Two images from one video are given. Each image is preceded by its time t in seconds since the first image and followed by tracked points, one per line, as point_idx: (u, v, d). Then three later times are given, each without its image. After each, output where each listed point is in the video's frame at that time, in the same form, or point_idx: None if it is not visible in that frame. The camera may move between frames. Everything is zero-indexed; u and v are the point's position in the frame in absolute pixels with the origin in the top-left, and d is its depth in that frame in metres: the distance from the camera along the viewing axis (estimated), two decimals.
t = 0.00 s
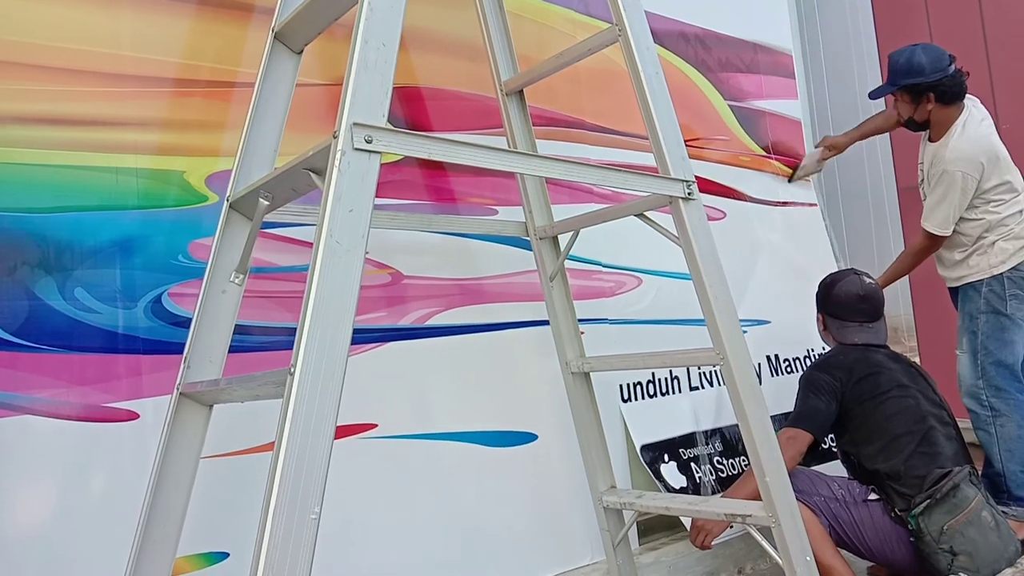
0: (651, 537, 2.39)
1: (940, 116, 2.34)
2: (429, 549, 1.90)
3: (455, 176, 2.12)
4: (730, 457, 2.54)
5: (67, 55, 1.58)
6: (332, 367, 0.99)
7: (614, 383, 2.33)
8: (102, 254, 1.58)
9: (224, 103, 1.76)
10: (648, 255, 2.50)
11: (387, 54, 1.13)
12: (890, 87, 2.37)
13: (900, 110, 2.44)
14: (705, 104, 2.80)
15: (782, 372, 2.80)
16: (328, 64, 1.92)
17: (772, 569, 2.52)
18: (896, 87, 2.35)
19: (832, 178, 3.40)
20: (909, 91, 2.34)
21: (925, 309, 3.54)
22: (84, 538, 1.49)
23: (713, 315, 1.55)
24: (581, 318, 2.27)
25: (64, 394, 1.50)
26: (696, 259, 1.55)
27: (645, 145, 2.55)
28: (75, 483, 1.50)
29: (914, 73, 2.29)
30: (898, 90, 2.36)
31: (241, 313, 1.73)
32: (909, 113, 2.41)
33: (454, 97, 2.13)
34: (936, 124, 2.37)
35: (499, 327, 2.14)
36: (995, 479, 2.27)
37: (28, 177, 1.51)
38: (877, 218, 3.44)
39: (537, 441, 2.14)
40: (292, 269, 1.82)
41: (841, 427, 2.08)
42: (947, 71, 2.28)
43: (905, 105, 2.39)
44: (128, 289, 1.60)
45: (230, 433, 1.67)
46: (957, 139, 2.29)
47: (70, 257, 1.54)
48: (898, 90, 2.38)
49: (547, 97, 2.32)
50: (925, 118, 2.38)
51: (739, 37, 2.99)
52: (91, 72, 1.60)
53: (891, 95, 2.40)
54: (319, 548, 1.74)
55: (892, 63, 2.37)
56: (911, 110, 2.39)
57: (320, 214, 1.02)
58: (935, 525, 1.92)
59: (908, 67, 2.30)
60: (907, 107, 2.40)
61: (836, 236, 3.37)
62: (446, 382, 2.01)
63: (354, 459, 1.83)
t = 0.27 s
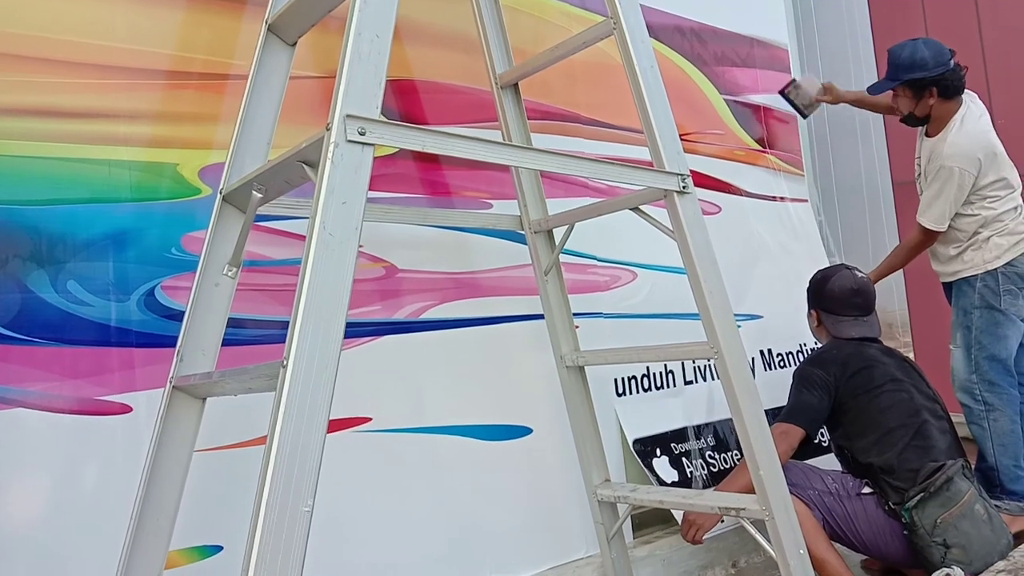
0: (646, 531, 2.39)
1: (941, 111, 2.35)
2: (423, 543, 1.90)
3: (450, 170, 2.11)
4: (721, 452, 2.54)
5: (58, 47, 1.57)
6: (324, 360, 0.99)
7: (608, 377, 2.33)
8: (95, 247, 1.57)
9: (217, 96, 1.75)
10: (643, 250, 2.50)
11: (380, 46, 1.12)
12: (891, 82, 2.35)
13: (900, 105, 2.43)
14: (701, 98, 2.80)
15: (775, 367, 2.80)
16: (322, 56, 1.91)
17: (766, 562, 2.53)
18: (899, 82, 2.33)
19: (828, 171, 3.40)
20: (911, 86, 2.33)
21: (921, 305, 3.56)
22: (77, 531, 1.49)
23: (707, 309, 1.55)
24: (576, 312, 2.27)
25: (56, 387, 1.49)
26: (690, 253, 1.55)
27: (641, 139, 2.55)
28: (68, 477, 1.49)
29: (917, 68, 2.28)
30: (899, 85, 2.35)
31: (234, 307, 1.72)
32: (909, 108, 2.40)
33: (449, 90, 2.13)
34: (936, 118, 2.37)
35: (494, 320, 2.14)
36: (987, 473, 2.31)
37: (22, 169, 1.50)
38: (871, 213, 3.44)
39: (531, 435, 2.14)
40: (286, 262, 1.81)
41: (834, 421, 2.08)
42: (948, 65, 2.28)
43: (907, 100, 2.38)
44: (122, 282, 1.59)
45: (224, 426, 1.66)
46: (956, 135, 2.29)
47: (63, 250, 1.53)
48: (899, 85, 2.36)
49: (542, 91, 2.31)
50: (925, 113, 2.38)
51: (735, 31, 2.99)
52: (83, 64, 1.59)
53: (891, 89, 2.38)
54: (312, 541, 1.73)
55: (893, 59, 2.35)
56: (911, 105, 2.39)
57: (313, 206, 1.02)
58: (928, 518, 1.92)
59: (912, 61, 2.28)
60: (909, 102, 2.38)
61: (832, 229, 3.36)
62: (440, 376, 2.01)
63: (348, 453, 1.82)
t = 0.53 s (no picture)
0: (637, 525, 2.39)
1: (929, 102, 2.36)
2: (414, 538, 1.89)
3: (440, 163, 2.10)
4: (711, 445, 2.55)
5: (44, 38, 1.55)
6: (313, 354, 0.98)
7: (599, 372, 2.33)
8: (83, 241, 1.55)
9: (206, 89, 1.74)
10: (634, 244, 2.50)
11: (370, 37, 1.11)
12: (877, 78, 2.35)
13: (886, 101, 2.42)
14: (692, 92, 2.80)
15: (761, 361, 2.81)
16: (312, 49, 1.90)
17: (755, 555, 2.54)
18: (885, 76, 2.33)
19: (818, 165, 3.40)
20: (898, 80, 2.33)
21: (910, 301, 3.60)
22: (66, 527, 1.47)
23: (697, 302, 1.55)
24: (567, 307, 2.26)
25: (44, 381, 1.48)
26: (681, 247, 1.55)
27: (632, 133, 2.55)
28: (56, 472, 1.48)
29: (904, 61, 2.28)
30: (886, 80, 2.34)
31: (223, 301, 1.71)
32: (897, 103, 2.40)
33: (440, 83, 2.12)
34: (924, 111, 2.38)
35: (485, 315, 2.13)
36: (976, 466, 2.32)
37: (7, 162, 1.48)
38: (861, 207, 3.45)
39: (522, 429, 2.14)
40: (275, 256, 1.80)
41: (821, 415, 2.09)
42: (932, 56, 2.30)
43: (894, 95, 2.38)
44: (110, 276, 1.58)
45: (213, 421, 1.65)
46: (945, 127, 2.30)
47: (50, 244, 1.52)
48: (885, 80, 2.35)
49: (533, 84, 2.30)
50: (914, 106, 2.38)
51: (726, 25, 2.99)
52: (70, 56, 1.57)
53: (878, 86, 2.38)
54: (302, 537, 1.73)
55: (876, 56, 2.35)
56: (899, 100, 2.38)
57: (301, 199, 1.01)
58: (916, 511, 1.93)
59: (898, 55, 2.29)
60: (896, 96, 2.38)
61: (821, 223, 3.37)
62: (431, 370, 2.00)
63: (338, 447, 1.81)
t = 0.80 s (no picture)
0: (634, 526, 2.39)
1: (926, 105, 2.35)
2: (410, 539, 1.89)
3: (437, 164, 2.11)
4: (709, 445, 2.57)
5: (39, 40, 1.55)
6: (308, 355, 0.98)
7: (596, 372, 2.33)
8: (78, 242, 1.55)
9: (202, 90, 1.74)
10: (631, 244, 2.50)
11: (365, 38, 1.11)
12: (873, 80, 2.35)
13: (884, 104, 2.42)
14: (688, 93, 2.80)
15: (756, 362, 2.81)
16: (308, 50, 1.89)
17: (752, 555, 2.54)
18: (881, 78, 2.33)
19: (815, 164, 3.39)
20: (895, 81, 2.34)
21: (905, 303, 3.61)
22: (61, 528, 1.47)
23: (693, 302, 1.55)
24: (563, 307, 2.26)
25: (40, 383, 1.48)
26: (677, 248, 1.55)
27: (628, 133, 2.55)
28: (52, 474, 1.48)
29: (900, 63, 2.29)
30: (882, 82, 2.35)
31: (219, 303, 1.71)
32: (894, 105, 2.40)
33: (436, 84, 2.12)
34: (921, 114, 2.37)
35: (481, 315, 2.13)
36: (974, 467, 2.32)
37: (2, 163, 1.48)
38: (857, 207, 3.45)
39: (519, 429, 2.14)
40: (271, 257, 1.80)
41: (817, 416, 2.09)
42: (926, 56, 2.32)
43: (891, 97, 2.38)
44: (105, 277, 1.57)
45: (209, 422, 1.65)
46: (949, 124, 2.29)
47: (45, 246, 1.52)
48: (881, 83, 2.36)
49: (529, 85, 2.30)
50: (910, 108, 2.38)
51: (722, 26, 2.99)
52: (65, 57, 1.57)
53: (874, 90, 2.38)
54: (299, 538, 1.73)
55: (871, 59, 2.36)
56: (896, 102, 2.38)
57: (296, 200, 1.01)
58: (912, 511, 1.94)
59: (894, 57, 2.30)
60: (893, 98, 2.38)
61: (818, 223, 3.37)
62: (427, 371, 2.00)
63: (335, 448, 1.81)
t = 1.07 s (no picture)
0: (631, 525, 2.39)
1: (925, 99, 2.36)
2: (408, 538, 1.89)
3: (434, 163, 2.10)
4: (706, 444, 2.56)
5: (36, 39, 1.54)
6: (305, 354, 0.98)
7: (594, 370, 2.33)
8: (75, 241, 1.55)
9: (199, 89, 1.73)
10: (628, 243, 2.50)
11: (362, 37, 1.11)
12: (871, 75, 2.36)
13: (883, 97, 2.42)
14: (686, 92, 2.80)
15: (755, 361, 2.81)
16: (305, 48, 1.89)
17: (750, 554, 2.54)
18: (880, 73, 2.34)
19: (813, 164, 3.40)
20: (894, 75, 2.34)
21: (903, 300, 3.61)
22: (58, 527, 1.47)
23: (691, 301, 1.55)
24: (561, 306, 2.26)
25: (37, 382, 1.48)
26: (674, 246, 1.55)
27: (626, 132, 2.55)
28: (49, 473, 1.48)
29: (898, 57, 2.30)
30: (881, 76, 2.35)
31: (217, 301, 1.70)
32: (892, 100, 2.40)
33: (433, 83, 2.11)
34: (919, 109, 2.38)
35: (479, 315, 2.13)
36: (972, 467, 2.31)
37: None
38: (855, 207, 3.45)
39: (516, 428, 2.14)
40: (268, 256, 1.80)
41: (815, 416, 2.09)
42: (926, 51, 2.32)
43: (890, 91, 2.38)
44: (102, 276, 1.57)
45: (207, 421, 1.65)
46: (949, 118, 2.27)
47: (42, 244, 1.52)
48: (880, 77, 2.36)
49: (527, 84, 2.30)
50: (908, 103, 2.38)
51: (720, 25, 2.99)
52: (61, 56, 1.57)
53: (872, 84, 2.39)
54: (296, 537, 1.73)
55: (870, 53, 2.37)
56: (895, 96, 2.39)
57: (293, 199, 1.01)
58: (909, 510, 1.93)
59: (892, 51, 2.30)
60: (892, 92, 2.38)
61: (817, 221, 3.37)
62: (425, 370, 2.00)
63: (333, 447, 1.81)
